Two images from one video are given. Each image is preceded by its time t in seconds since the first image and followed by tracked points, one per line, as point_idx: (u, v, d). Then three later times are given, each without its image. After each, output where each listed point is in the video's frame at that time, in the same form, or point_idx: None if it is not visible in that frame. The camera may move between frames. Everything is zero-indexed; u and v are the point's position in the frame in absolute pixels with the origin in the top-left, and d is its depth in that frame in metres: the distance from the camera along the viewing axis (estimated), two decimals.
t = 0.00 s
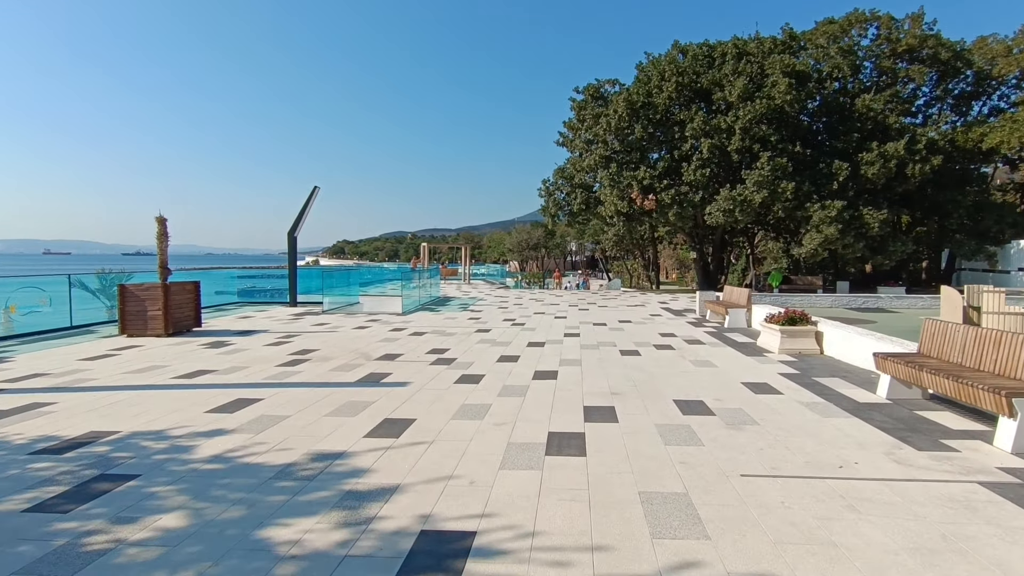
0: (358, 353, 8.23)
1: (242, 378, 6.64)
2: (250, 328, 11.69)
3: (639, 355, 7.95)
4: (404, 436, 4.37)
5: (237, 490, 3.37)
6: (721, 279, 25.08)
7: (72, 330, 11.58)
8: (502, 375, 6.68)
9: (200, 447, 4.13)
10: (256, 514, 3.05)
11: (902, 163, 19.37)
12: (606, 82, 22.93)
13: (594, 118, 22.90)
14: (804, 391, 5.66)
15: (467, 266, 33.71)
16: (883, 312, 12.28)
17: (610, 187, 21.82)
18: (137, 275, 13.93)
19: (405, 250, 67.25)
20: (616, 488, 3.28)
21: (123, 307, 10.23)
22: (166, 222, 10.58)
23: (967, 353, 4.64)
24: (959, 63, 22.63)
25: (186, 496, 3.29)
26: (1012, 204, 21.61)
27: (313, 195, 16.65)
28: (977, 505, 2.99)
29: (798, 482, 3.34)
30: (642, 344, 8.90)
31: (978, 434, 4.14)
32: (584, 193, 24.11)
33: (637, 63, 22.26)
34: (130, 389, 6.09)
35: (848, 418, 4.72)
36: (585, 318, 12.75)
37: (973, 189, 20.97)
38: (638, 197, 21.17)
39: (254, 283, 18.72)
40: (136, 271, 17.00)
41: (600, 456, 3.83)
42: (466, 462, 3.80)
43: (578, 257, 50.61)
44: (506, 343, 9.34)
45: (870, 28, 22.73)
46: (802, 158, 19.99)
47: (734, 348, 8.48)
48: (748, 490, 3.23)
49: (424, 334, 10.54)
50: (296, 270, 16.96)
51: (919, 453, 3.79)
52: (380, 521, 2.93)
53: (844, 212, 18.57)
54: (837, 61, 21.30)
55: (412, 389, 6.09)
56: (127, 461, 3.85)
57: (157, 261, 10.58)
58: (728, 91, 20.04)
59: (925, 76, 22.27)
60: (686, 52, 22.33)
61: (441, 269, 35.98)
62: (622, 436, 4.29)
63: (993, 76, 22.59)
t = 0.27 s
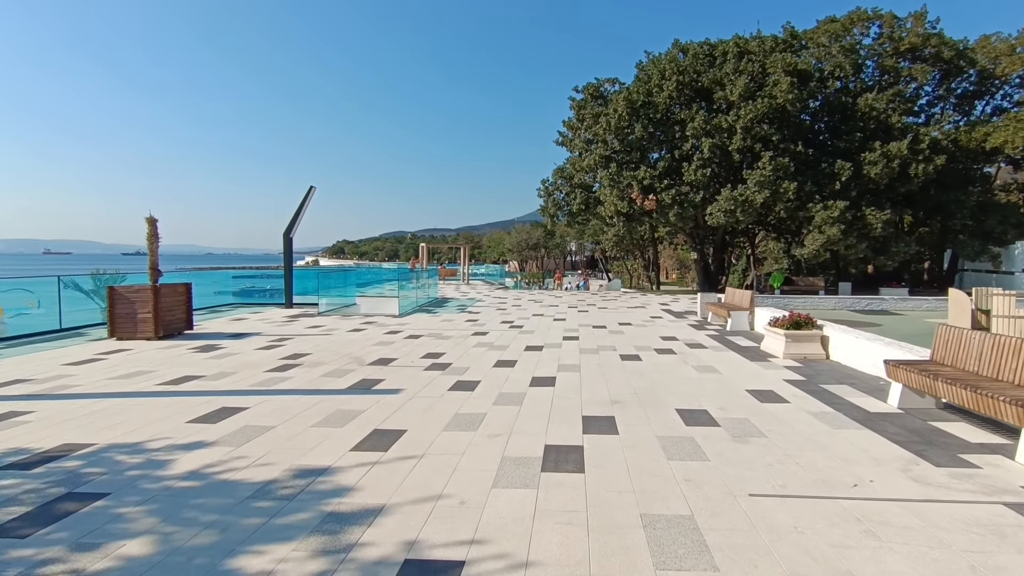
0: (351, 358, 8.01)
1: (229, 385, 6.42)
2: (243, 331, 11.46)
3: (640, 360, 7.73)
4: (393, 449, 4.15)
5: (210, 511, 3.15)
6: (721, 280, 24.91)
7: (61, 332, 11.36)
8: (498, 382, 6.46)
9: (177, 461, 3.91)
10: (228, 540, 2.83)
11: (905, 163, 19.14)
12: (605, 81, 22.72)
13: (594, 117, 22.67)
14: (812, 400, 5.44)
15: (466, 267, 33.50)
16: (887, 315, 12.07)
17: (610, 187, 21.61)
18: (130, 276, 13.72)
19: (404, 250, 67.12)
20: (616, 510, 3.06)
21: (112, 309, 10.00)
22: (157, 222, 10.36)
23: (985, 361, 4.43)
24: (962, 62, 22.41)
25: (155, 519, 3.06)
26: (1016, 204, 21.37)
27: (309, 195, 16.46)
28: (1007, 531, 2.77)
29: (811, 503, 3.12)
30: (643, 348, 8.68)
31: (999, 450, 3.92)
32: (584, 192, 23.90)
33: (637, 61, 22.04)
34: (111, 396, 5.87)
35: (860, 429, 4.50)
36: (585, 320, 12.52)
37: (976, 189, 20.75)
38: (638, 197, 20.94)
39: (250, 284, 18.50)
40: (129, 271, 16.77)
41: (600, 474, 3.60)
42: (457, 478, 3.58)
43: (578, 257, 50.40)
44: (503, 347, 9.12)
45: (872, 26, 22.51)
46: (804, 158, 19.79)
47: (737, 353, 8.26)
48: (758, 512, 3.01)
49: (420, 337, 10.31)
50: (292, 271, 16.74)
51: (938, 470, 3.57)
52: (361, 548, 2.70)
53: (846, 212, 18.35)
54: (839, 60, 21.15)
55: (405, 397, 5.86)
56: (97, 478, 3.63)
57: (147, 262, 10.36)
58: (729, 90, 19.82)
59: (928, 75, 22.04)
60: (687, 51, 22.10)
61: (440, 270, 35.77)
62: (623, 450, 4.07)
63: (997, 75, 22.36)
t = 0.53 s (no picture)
0: (346, 359, 7.79)
1: (219, 387, 6.20)
2: (238, 331, 11.25)
3: (643, 362, 7.53)
4: (386, 456, 3.94)
5: (188, 525, 2.94)
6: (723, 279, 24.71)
7: (53, 332, 11.15)
8: (497, 384, 6.24)
9: (157, 469, 3.71)
10: (205, 557, 2.62)
11: (909, 161, 18.93)
12: (606, 79, 22.51)
13: (594, 115, 22.46)
14: (824, 403, 5.22)
15: (465, 266, 33.28)
16: (894, 315, 11.84)
17: (611, 186, 21.39)
18: (123, 276, 13.50)
19: (404, 249, 66.96)
20: (624, 525, 2.85)
21: (103, 309, 9.80)
22: (149, 220, 10.15)
23: (1008, 364, 4.22)
24: (966, 60, 22.19)
25: (128, 534, 2.85)
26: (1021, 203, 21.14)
27: (307, 193, 16.25)
28: None
29: (833, 518, 2.91)
30: (646, 349, 8.46)
31: None
32: (584, 191, 23.70)
33: (638, 59, 21.84)
34: (95, 399, 5.67)
35: (876, 434, 4.29)
36: (586, 320, 12.32)
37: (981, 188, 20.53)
38: (639, 196, 20.73)
39: (246, 284, 18.28)
40: (124, 271, 16.57)
41: (605, 484, 3.39)
42: (452, 489, 3.36)
43: (578, 257, 50.21)
44: (503, 348, 8.90)
45: (875, 24, 22.30)
46: (807, 157, 19.58)
47: (743, 354, 8.04)
48: (776, 527, 2.79)
49: (418, 338, 10.11)
50: (289, 270, 16.52)
51: (964, 480, 3.36)
52: (348, 568, 2.49)
53: (850, 211, 18.14)
54: (842, 58, 20.92)
55: (401, 399, 5.65)
56: (71, 487, 3.42)
57: (139, 261, 10.15)
58: (732, 88, 19.62)
59: (932, 73, 21.82)
60: (688, 48, 21.90)
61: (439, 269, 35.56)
62: (628, 457, 3.86)
63: (1001, 72, 22.14)
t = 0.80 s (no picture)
0: (342, 362, 7.55)
1: (209, 392, 5.97)
2: (232, 333, 11.02)
3: (649, 365, 7.29)
4: (381, 469, 3.70)
5: (164, 548, 2.70)
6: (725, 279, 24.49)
7: (44, 334, 10.93)
8: (499, 389, 6.00)
9: (137, 484, 3.47)
10: None
11: (915, 160, 18.69)
12: (608, 77, 22.27)
13: (595, 113, 22.22)
14: (841, 410, 4.98)
15: (465, 266, 33.03)
16: (903, 316, 11.61)
17: (612, 185, 21.14)
18: (118, 276, 13.27)
19: (404, 249, 66.75)
20: (638, 550, 2.61)
21: (94, 311, 9.57)
22: (141, 219, 9.92)
23: None
24: (971, 58, 21.95)
25: (98, 559, 2.62)
26: None
27: (304, 192, 16.03)
28: None
29: (866, 540, 2.67)
30: (651, 352, 8.22)
31: None
32: (585, 191, 23.47)
33: (640, 57, 21.61)
34: (79, 406, 5.43)
35: (900, 445, 4.06)
36: (588, 322, 12.09)
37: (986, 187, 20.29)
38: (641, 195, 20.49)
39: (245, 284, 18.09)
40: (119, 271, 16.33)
41: (615, 501, 3.16)
42: (452, 507, 3.13)
43: (578, 257, 49.97)
44: (503, 350, 8.65)
45: (879, 21, 22.06)
46: (811, 155, 19.34)
47: (751, 357, 7.80)
48: (804, 552, 2.56)
49: (417, 340, 9.87)
50: (286, 271, 16.28)
51: (1000, 497, 3.13)
52: None
53: (855, 210, 17.91)
54: (846, 55, 20.67)
55: (398, 406, 5.41)
56: (41, 504, 3.19)
57: (131, 261, 9.92)
58: (734, 86, 19.39)
59: (936, 71, 21.58)
60: (690, 46, 21.66)
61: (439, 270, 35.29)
62: (639, 470, 3.63)
63: (1006, 71, 21.89)
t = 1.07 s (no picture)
0: (336, 367, 7.33)
1: (196, 399, 5.74)
2: (226, 335, 10.79)
3: (653, 369, 7.08)
4: (371, 484, 3.48)
5: None
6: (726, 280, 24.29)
7: (33, 336, 10.70)
8: (497, 395, 5.78)
9: (109, 501, 3.25)
10: None
11: (919, 159, 18.48)
12: (608, 76, 22.05)
13: (596, 112, 21.98)
14: (855, 419, 4.76)
15: (465, 267, 32.80)
16: (909, 318, 11.41)
17: (613, 185, 20.92)
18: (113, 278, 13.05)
19: (403, 249, 66.52)
20: None
21: (83, 313, 9.35)
22: (132, 219, 9.69)
23: None
24: (975, 57, 21.74)
25: None
26: None
27: (301, 192, 15.81)
28: None
29: (895, 568, 2.45)
30: (654, 356, 8.00)
31: None
32: (586, 190, 23.25)
33: (641, 56, 21.39)
34: (59, 414, 5.21)
35: (920, 457, 3.84)
36: (589, 324, 11.87)
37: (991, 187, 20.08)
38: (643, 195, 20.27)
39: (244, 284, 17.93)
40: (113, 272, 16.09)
41: (622, 521, 2.94)
42: (446, 528, 2.91)
43: (578, 257, 49.75)
44: (502, 354, 8.43)
45: (882, 19, 21.84)
46: (814, 155, 19.12)
47: (757, 361, 7.58)
48: None
49: (414, 342, 9.65)
50: (283, 271, 16.07)
51: None
52: None
53: (858, 210, 17.70)
54: (849, 54, 20.44)
55: (392, 414, 5.19)
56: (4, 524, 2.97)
57: (122, 261, 9.69)
58: (736, 84, 19.18)
59: (940, 71, 21.36)
60: (692, 44, 21.45)
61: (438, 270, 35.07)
62: (645, 486, 3.40)
63: (1011, 69, 21.67)
